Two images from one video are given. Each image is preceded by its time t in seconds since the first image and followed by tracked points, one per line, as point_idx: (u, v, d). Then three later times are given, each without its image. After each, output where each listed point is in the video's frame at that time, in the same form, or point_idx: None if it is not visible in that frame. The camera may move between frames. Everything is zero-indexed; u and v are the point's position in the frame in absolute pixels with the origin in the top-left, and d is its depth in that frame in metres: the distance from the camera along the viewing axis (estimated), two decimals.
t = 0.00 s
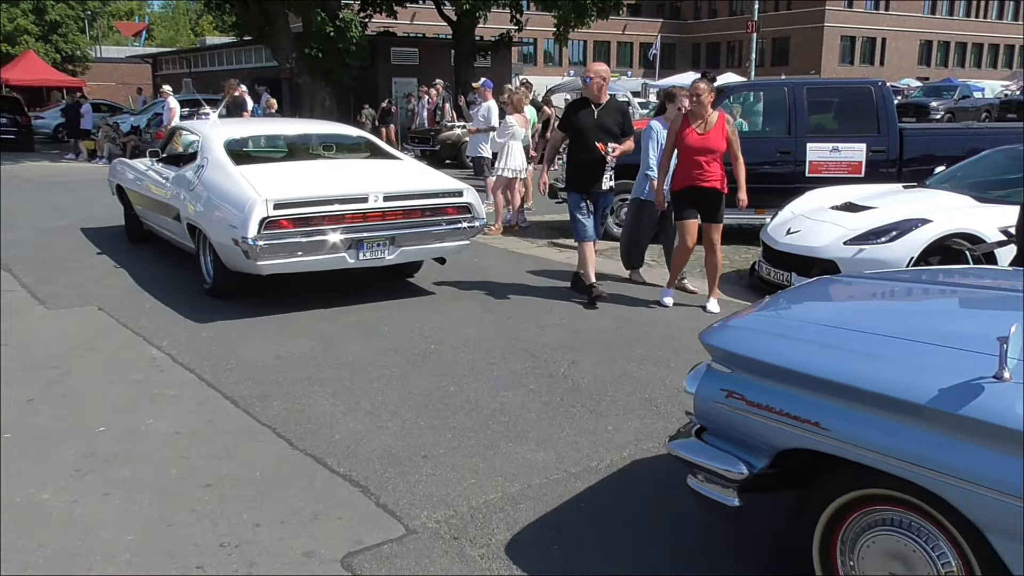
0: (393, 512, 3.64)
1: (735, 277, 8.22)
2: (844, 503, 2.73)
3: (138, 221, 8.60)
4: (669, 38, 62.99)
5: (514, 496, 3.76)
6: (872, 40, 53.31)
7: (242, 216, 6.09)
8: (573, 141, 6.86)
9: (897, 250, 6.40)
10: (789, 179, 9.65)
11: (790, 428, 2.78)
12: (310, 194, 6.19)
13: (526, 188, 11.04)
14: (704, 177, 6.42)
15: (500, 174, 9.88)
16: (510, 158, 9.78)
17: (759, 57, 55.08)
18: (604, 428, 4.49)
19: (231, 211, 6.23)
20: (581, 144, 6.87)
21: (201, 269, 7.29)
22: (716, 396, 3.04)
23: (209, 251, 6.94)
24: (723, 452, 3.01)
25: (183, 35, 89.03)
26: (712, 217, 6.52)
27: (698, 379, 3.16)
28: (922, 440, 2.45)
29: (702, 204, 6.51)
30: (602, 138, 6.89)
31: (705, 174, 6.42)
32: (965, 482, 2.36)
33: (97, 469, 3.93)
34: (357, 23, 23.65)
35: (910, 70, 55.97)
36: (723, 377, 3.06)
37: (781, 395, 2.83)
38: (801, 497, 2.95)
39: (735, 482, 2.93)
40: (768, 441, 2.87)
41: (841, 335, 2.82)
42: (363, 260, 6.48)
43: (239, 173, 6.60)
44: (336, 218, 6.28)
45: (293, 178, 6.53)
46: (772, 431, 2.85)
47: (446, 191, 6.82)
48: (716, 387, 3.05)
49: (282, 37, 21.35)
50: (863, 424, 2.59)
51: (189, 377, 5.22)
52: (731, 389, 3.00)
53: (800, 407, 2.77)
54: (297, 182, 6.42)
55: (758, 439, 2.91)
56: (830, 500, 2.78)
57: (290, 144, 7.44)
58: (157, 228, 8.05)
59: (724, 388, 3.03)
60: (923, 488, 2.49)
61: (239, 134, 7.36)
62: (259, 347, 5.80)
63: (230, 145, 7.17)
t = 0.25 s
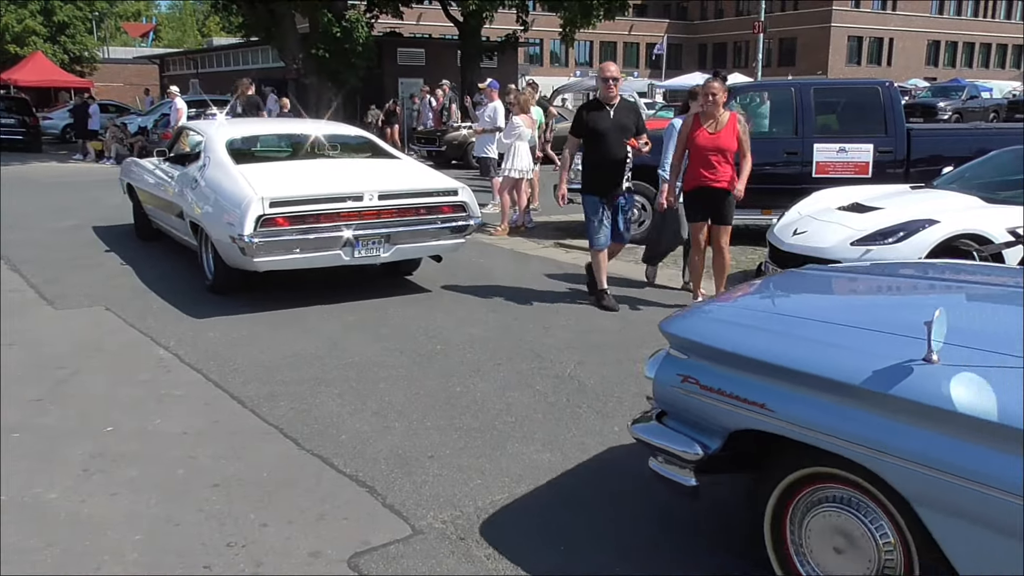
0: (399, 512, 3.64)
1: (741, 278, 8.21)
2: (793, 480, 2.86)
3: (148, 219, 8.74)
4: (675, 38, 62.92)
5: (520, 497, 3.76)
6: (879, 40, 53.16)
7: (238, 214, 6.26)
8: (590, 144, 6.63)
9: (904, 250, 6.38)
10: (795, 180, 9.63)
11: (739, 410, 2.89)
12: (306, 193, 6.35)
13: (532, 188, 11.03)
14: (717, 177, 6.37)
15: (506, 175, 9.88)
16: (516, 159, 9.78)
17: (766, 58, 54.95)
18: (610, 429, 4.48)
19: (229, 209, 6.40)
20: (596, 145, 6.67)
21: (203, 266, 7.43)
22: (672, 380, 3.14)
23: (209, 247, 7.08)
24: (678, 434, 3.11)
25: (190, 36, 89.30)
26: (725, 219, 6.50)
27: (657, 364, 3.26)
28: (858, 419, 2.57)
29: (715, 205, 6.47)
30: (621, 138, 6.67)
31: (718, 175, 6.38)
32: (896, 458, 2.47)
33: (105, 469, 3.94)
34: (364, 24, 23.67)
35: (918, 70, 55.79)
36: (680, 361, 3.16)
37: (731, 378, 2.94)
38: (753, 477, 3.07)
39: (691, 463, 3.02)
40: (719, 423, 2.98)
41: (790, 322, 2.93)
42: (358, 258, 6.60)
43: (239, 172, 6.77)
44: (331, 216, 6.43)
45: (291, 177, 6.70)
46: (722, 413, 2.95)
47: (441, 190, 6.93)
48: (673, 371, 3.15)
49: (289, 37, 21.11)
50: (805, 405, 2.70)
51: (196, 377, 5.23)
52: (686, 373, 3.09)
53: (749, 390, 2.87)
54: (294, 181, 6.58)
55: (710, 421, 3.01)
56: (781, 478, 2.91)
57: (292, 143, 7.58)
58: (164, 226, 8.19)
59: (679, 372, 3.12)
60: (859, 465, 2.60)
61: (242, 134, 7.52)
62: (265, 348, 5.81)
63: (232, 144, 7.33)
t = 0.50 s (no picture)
0: (401, 510, 3.64)
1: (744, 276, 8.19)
2: (739, 457, 2.98)
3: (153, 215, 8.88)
4: (677, 36, 62.86)
5: (522, 495, 3.77)
6: (882, 39, 53.07)
7: (230, 210, 6.43)
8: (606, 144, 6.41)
9: (907, 248, 6.40)
10: (798, 178, 9.62)
11: (688, 391, 3.02)
12: (296, 189, 6.51)
13: (534, 186, 11.03)
14: (729, 176, 6.38)
15: (508, 173, 9.88)
16: (519, 157, 9.77)
17: (769, 56, 54.86)
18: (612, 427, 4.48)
19: (222, 205, 6.56)
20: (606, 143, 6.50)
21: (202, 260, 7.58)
22: (628, 363, 3.28)
23: (206, 242, 7.23)
24: (633, 414, 3.24)
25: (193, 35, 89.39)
26: (736, 217, 6.50)
27: (614, 348, 3.39)
28: (794, 397, 2.70)
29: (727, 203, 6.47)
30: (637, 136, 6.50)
31: (730, 173, 6.40)
32: (828, 433, 2.60)
33: (108, 467, 3.95)
34: (366, 22, 23.66)
35: (921, 68, 55.68)
36: (636, 345, 3.30)
37: (682, 360, 3.08)
38: (702, 455, 3.19)
39: (644, 441, 3.16)
40: (670, 403, 3.11)
41: (740, 309, 3.07)
42: (349, 253, 6.77)
43: (233, 168, 6.93)
44: (321, 211, 6.58)
45: (283, 173, 6.86)
46: (673, 394, 3.09)
47: (430, 186, 7.08)
48: (628, 355, 3.29)
49: (291, 36, 21.20)
50: (748, 385, 2.84)
51: (199, 375, 5.24)
52: (640, 356, 3.23)
53: (697, 371, 3.01)
54: (286, 177, 6.74)
55: (663, 402, 3.14)
56: (727, 454, 3.02)
57: (288, 140, 7.73)
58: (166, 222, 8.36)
59: (634, 355, 3.26)
60: (795, 441, 2.73)
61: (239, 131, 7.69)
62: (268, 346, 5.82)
63: (228, 141, 7.50)
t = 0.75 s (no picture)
0: (399, 508, 3.64)
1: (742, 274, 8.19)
2: (690, 436, 3.11)
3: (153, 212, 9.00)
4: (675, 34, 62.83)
5: (521, 493, 3.77)
6: (879, 36, 53.10)
7: (218, 206, 6.56)
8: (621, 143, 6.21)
9: (904, 246, 6.41)
10: (796, 176, 9.62)
11: (640, 373, 3.17)
12: (283, 185, 6.63)
13: (532, 184, 11.02)
14: (743, 177, 6.23)
15: (506, 171, 9.87)
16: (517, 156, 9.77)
17: (767, 54, 54.86)
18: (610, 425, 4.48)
19: (211, 200, 6.70)
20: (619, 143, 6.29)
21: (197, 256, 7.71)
22: (587, 348, 3.42)
23: (198, 238, 7.37)
24: (593, 397, 3.38)
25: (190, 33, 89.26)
26: (748, 218, 6.38)
27: (574, 334, 3.54)
28: (738, 376, 2.84)
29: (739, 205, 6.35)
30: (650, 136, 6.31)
31: (744, 174, 6.25)
32: (768, 410, 2.73)
33: (106, 466, 3.95)
34: (364, 20, 23.64)
35: (918, 66, 55.71)
36: (594, 331, 3.44)
37: (637, 344, 3.22)
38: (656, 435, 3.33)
39: (601, 422, 3.30)
40: (625, 385, 3.25)
41: (692, 297, 3.22)
42: (335, 248, 6.93)
43: (223, 164, 7.07)
44: (308, 207, 6.70)
45: (271, 170, 6.99)
46: (628, 376, 3.23)
47: (418, 182, 7.19)
48: (587, 340, 3.43)
49: (288, 34, 21.59)
50: (695, 366, 2.98)
51: (197, 374, 5.23)
52: (598, 341, 3.38)
53: (649, 354, 3.15)
54: (274, 174, 6.87)
55: (619, 384, 3.29)
56: (680, 433, 3.15)
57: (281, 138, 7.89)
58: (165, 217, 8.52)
59: (592, 340, 3.41)
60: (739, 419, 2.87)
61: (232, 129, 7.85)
62: (266, 344, 5.81)
63: (221, 139, 7.66)
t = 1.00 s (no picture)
0: (393, 502, 3.64)
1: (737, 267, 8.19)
2: (641, 414, 3.24)
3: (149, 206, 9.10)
4: (669, 28, 62.78)
5: (515, 488, 3.77)
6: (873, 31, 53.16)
7: (202, 198, 6.77)
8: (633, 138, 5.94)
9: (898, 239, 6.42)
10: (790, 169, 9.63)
11: (594, 354, 3.30)
12: (265, 177, 6.84)
13: (526, 178, 11.01)
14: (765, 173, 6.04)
15: (501, 166, 9.87)
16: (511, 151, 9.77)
17: (761, 48, 54.86)
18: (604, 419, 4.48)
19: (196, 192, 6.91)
20: (630, 137, 5.99)
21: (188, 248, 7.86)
22: (544, 330, 3.56)
23: (187, 230, 7.54)
24: (551, 378, 3.51)
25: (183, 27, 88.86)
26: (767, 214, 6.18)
27: (533, 318, 3.68)
28: (682, 356, 2.96)
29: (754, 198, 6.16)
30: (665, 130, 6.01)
31: (766, 170, 6.06)
32: (708, 387, 2.86)
33: (99, 461, 3.94)
34: (358, 14, 23.58)
35: (912, 60, 55.79)
36: (551, 315, 3.58)
37: (590, 328, 3.36)
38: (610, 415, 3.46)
39: (558, 401, 3.44)
40: (580, 366, 3.39)
41: (644, 282, 3.35)
42: (317, 240, 7.12)
43: (209, 158, 7.28)
44: (290, 199, 6.91)
45: (255, 163, 7.20)
46: (582, 357, 3.36)
47: (399, 175, 7.38)
48: (544, 323, 3.57)
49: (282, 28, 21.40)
50: (643, 347, 3.11)
51: (190, 368, 5.22)
52: (555, 324, 3.51)
53: (601, 336, 3.28)
54: (258, 167, 7.08)
55: (574, 365, 3.42)
56: (633, 411, 3.28)
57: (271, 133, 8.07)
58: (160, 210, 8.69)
59: (549, 324, 3.54)
60: (683, 396, 3.00)
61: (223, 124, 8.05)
62: (260, 339, 5.80)
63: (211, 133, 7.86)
